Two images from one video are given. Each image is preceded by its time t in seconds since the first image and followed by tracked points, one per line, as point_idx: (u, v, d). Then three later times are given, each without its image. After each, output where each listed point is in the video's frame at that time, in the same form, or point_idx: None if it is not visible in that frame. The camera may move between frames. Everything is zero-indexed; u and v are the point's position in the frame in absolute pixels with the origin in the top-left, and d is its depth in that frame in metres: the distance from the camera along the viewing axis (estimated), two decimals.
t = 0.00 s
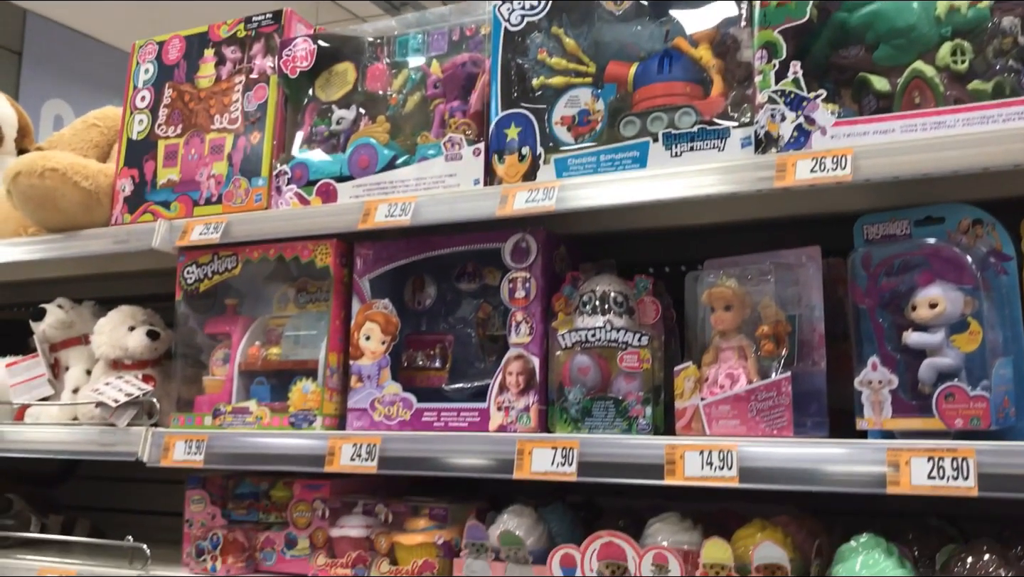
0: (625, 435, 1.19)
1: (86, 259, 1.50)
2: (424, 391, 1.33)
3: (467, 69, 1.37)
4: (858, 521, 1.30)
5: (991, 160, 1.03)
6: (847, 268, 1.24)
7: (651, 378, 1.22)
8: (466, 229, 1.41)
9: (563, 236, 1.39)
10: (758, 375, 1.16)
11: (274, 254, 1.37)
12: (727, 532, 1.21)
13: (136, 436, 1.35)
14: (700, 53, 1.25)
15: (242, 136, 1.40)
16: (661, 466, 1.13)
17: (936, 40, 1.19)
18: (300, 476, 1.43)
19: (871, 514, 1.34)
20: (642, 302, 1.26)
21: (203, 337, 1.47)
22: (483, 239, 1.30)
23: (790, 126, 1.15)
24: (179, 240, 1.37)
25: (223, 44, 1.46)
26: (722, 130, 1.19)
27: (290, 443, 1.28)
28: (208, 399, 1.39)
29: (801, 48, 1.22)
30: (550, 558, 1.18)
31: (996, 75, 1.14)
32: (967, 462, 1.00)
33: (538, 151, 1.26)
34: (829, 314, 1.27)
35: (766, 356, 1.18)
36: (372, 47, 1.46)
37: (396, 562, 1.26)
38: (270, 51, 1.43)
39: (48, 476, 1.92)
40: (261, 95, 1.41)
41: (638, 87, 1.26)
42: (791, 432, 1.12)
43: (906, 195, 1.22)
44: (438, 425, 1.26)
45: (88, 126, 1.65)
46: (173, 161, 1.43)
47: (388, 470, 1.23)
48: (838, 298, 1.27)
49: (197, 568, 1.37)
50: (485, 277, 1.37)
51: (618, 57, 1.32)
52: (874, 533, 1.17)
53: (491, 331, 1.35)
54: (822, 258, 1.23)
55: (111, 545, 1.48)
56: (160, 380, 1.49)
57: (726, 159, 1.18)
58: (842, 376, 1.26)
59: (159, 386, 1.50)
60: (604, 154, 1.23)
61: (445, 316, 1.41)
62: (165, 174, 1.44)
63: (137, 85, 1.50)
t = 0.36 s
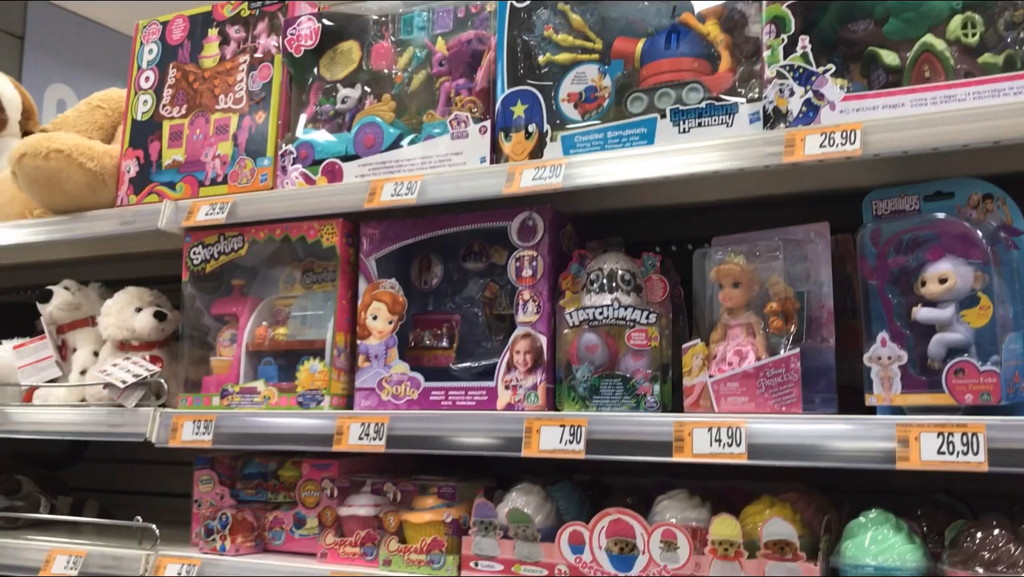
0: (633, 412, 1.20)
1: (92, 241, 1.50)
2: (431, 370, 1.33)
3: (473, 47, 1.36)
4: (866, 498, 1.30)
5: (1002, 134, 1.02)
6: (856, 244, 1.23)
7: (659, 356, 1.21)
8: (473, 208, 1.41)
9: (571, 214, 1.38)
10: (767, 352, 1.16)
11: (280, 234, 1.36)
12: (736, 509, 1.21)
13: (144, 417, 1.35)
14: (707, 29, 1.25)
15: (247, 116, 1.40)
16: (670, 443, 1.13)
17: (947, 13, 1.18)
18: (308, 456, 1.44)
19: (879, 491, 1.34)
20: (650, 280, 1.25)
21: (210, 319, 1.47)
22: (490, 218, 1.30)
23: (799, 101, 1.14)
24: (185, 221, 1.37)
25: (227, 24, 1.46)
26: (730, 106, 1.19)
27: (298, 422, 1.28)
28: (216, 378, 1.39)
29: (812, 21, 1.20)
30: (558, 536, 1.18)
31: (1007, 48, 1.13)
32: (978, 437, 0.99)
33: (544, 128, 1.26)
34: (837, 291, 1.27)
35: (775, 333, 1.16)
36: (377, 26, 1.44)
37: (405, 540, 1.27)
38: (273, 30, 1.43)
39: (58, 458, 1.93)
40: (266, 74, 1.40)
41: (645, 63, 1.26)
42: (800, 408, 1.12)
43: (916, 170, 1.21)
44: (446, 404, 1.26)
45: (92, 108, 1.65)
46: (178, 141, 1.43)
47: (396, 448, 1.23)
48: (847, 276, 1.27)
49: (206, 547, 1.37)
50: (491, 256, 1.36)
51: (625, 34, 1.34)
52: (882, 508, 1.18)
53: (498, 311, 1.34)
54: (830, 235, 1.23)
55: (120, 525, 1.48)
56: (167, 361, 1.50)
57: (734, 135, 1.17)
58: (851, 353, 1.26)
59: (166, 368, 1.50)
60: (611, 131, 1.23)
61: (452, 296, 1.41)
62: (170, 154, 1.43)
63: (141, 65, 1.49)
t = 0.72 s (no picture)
0: (638, 398, 1.19)
1: (95, 229, 1.50)
2: (436, 357, 1.32)
3: (476, 31, 1.36)
4: (872, 483, 1.29)
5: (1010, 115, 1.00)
6: (862, 228, 1.22)
7: (664, 342, 1.21)
8: (476, 193, 1.42)
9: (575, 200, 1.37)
10: (773, 337, 1.15)
11: (283, 221, 1.36)
12: (741, 495, 1.21)
13: (148, 405, 1.35)
14: (712, 12, 1.25)
15: (249, 102, 1.39)
16: (675, 429, 1.12)
17: None
18: (313, 443, 1.44)
19: (885, 476, 1.34)
20: (655, 265, 1.24)
21: (214, 307, 1.47)
22: (494, 204, 1.29)
23: (805, 84, 1.13)
24: (188, 208, 1.36)
25: (228, 10, 1.45)
26: (736, 89, 1.18)
27: (302, 409, 1.28)
28: (220, 366, 1.39)
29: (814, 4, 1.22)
30: (563, 522, 1.18)
31: (1014, 30, 1.13)
32: (985, 421, 0.98)
33: (548, 113, 1.26)
34: (842, 275, 1.27)
35: (780, 318, 1.16)
36: (379, 11, 1.45)
37: (410, 527, 1.27)
38: (275, 16, 1.43)
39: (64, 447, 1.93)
40: (268, 61, 1.39)
41: (649, 46, 1.26)
42: (806, 393, 1.11)
43: (922, 153, 1.20)
44: (451, 391, 1.26)
45: (93, 95, 1.65)
46: (180, 129, 1.42)
47: (401, 435, 1.23)
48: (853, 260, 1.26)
49: (211, 535, 1.37)
50: (495, 242, 1.36)
51: (629, 17, 1.34)
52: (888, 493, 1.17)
53: (502, 297, 1.34)
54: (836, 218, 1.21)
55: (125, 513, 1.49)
56: (171, 349, 1.49)
57: (740, 118, 1.16)
58: (856, 337, 1.25)
59: (170, 356, 1.50)
60: (616, 115, 1.22)
61: (456, 283, 1.41)
62: (172, 141, 1.43)
63: (142, 52, 1.48)
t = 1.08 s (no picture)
0: (642, 386, 1.19)
1: (98, 220, 1.50)
2: (438, 347, 1.32)
3: (478, 20, 1.36)
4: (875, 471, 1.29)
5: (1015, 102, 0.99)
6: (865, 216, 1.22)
7: (667, 331, 1.20)
8: (477, 181, 1.41)
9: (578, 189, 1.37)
10: (776, 326, 1.15)
11: (285, 212, 1.36)
12: (745, 483, 1.21)
13: (152, 396, 1.35)
14: None
15: (251, 92, 1.39)
16: (679, 417, 1.12)
17: None
18: (316, 433, 1.44)
19: (888, 465, 1.34)
20: (658, 254, 1.23)
21: (217, 298, 1.47)
22: (497, 193, 1.29)
23: (808, 72, 1.13)
24: (190, 198, 1.36)
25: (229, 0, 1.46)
26: (739, 77, 1.17)
27: (305, 399, 1.28)
28: (223, 357, 1.39)
29: None
30: (567, 511, 1.19)
31: (1020, 16, 1.13)
32: (989, 409, 0.98)
33: (550, 102, 1.25)
34: (846, 263, 1.27)
35: (784, 306, 1.16)
36: None
37: (414, 516, 1.27)
38: (276, 7, 1.43)
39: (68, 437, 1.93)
40: (269, 51, 1.39)
41: (652, 34, 1.25)
42: (810, 381, 1.11)
43: (927, 140, 1.19)
44: (454, 380, 1.26)
45: (95, 87, 1.65)
46: (182, 119, 1.42)
47: (404, 425, 1.23)
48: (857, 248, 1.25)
49: (216, 525, 1.37)
50: (498, 232, 1.35)
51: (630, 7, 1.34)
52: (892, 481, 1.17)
53: (506, 286, 1.34)
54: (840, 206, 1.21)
55: (130, 504, 1.49)
56: (174, 339, 1.50)
57: (743, 106, 1.16)
58: (860, 325, 1.25)
59: (173, 346, 1.50)
60: (618, 103, 1.22)
61: (459, 273, 1.40)
62: (174, 132, 1.43)
63: (144, 42, 1.48)
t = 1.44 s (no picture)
0: (645, 375, 1.19)
1: (100, 212, 1.50)
2: (441, 337, 1.33)
3: (479, 9, 1.36)
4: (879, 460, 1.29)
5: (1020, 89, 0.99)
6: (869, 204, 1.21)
7: (670, 320, 1.20)
8: (479, 172, 1.40)
9: (581, 178, 1.36)
10: (780, 314, 1.15)
11: (288, 202, 1.35)
12: (748, 472, 1.21)
13: (156, 387, 1.35)
14: None
15: (252, 83, 1.38)
16: (682, 407, 1.12)
17: None
18: (320, 424, 1.44)
19: (893, 453, 1.34)
20: (661, 243, 1.23)
21: (219, 289, 1.46)
22: (499, 183, 1.28)
23: (811, 60, 1.12)
24: (192, 189, 1.36)
25: None
26: (742, 65, 1.17)
27: (309, 390, 1.28)
28: (227, 348, 1.40)
29: None
30: (571, 500, 1.19)
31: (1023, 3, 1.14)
32: (993, 396, 0.98)
33: (553, 91, 1.25)
34: (850, 251, 1.26)
35: (787, 295, 1.15)
36: None
37: (418, 506, 1.27)
38: None
39: (73, 430, 1.93)
40: (270, 41, 1.39)
41: (654, 23, 1.25)
42: (813, 369, 1.11)
43: (930, 127, 1.18)
44: (457, 370, 1.26)
45: (96, 78, 1.64)
46: (184, 110, 1.42)
47: (408, 415, 1.23)
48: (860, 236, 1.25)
49: (220, 515, 1.38)
50: (500, 222, 1.35)
51: None
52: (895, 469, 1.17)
53: (508, 277, 1.34)
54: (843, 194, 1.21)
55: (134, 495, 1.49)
56: (177, 331, 1.50)
57: (746, 94, 1.16)
58: (865, 314, 1.25)
59: (176, 338, 1.50)
60: (621, 93, 1.21)
61: (461, 263, 1.40)
62: (175, 123, 1.42)
63: (145, 33, 1.47)
